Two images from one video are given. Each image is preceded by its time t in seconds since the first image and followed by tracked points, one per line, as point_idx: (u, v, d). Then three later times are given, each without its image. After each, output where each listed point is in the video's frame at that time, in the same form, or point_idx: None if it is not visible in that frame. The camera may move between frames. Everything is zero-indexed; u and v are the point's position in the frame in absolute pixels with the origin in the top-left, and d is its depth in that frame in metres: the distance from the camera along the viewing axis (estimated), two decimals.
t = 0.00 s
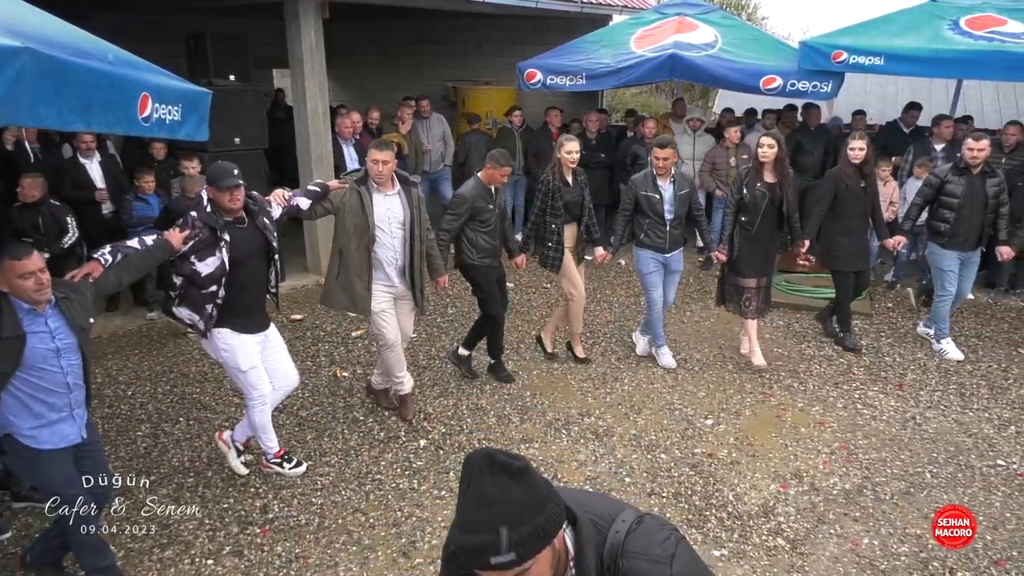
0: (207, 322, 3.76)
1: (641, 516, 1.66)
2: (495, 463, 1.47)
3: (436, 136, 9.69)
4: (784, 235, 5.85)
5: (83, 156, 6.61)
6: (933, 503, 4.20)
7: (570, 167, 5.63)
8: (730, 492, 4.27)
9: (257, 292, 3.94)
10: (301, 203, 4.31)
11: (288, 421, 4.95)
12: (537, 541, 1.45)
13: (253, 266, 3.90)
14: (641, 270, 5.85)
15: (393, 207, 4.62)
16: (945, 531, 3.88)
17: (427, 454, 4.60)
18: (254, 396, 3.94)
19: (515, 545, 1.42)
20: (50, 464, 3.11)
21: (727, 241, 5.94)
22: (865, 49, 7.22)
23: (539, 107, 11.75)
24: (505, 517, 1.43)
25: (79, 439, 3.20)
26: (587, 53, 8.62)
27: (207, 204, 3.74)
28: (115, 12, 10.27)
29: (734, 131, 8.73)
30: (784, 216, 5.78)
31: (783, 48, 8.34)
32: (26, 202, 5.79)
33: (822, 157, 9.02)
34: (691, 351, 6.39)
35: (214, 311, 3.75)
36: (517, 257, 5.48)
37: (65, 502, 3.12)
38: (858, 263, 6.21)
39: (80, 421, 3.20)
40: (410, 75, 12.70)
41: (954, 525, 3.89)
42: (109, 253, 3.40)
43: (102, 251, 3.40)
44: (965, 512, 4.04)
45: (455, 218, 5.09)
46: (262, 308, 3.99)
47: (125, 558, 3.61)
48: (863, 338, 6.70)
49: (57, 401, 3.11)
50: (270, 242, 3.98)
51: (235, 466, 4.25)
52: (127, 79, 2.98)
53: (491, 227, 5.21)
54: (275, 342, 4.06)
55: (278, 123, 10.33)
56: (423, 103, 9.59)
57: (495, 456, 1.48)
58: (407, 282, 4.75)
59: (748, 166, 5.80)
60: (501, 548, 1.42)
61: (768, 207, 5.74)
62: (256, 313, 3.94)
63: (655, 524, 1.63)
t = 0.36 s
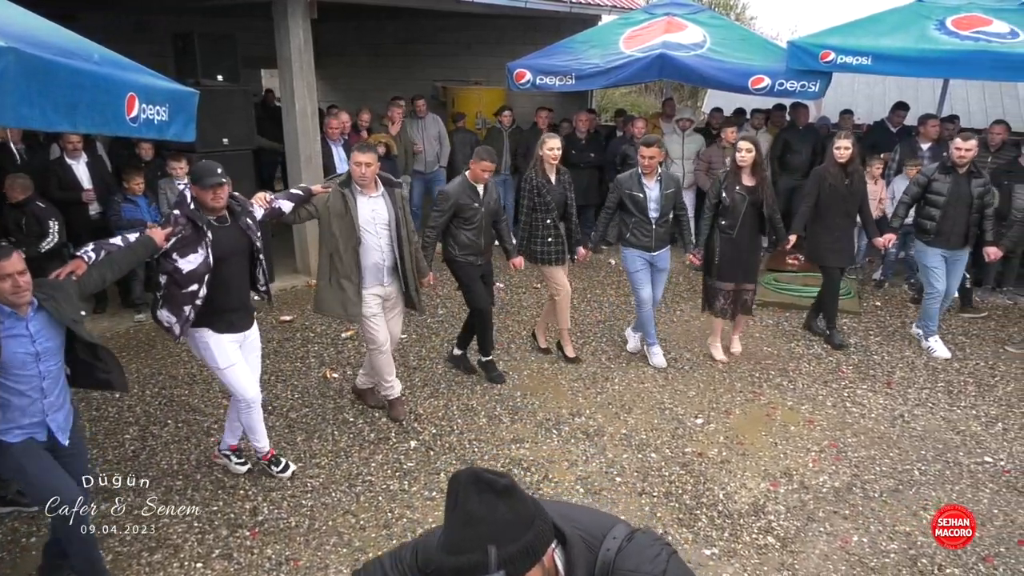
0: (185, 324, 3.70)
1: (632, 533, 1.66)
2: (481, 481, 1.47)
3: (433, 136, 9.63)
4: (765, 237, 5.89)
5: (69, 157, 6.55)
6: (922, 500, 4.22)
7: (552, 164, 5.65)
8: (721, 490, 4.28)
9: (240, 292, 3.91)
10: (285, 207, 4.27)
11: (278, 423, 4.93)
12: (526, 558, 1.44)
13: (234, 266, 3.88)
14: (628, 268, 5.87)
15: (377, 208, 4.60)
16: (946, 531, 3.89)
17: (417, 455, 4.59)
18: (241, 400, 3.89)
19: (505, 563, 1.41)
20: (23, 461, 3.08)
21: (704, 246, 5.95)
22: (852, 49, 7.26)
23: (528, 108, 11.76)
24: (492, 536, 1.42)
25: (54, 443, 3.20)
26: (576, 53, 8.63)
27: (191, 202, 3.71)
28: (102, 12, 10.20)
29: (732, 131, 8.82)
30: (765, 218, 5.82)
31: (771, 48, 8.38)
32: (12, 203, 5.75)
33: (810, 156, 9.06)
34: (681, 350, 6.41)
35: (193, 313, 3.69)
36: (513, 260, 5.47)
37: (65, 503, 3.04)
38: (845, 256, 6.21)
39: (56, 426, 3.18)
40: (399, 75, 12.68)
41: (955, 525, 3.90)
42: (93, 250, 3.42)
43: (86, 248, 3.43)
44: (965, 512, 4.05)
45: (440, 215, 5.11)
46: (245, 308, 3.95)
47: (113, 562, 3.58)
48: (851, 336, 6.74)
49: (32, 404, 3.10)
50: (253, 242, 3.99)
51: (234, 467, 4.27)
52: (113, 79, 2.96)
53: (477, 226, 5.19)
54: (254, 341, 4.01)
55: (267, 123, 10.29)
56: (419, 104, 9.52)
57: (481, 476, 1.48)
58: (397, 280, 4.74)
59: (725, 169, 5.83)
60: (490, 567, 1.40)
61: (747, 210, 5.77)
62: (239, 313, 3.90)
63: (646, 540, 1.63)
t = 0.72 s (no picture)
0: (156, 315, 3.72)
1: (613, 542, 1.67)
2: (456, 505, 1.51)
3: (434, 136, 9.64)
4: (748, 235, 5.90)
5: (56, 157, 6.50)
6: (911, 497, 4.25)
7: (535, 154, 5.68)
8: (711, 488, 4.30)
9: (214, 288, 3.89)
10: (264, 199, 4.25)
11: (268, 424, 4.92)
12: None
13: (208, 262, 3.85)
14: (603, 254, 5.88)
15: (358, 198, 4.66)
16: (946, 531, 3.88)
17: (408, 456, 4.58)
18: (211, 396, 3.85)
19: None
20: None
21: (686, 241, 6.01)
22: (840, 49, 7.30)
23: (518, 107, 11.76)
24: (470, 559, 1.45)
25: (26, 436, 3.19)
26: (565, 53, 8.64)
27: (163, 198, 3.67)
28: (89, 12, 10.13)
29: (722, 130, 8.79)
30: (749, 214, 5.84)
31: (760, 49, 8.41)
32: None
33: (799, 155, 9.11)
34: (671, 349, 6.42)
35: (164, 306, 3.70)
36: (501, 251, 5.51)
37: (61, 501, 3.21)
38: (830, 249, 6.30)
39: (29, 420, 3.18)
40: (389, 75, 12.66)
41: (955, 526, 3.90)
42: (65, 247, 3.43)
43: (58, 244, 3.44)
44: (967, 513, 4.05)
45: (420, 208, 5.14)
46: (218, 302, 3.94)
47: (101, 565, 3.55)
48: (840, 335, 6.77)
49: (7, 400, 3.08)
50: (228, 239, 3.94)
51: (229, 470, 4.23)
52: (101, 79, 2.95)
53: (458, 221, 5.18)
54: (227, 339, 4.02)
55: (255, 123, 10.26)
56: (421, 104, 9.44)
57: (456, 497, 1.52)
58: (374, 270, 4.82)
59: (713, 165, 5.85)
60: None
61: (736, 206, 5.79)
62: (211, 308, 3.90)
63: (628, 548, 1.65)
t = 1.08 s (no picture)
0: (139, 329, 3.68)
1: (606, 521, 1.55)
2: (467, 438, 1.47)
3: (438, 137, 9.63)
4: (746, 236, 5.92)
5: (52, 157, 6.50)
6: (907, 496, 4.27)
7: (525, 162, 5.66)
8: (708, 487, 4.31)
9: (199, 295, 3.89)
10: (248, 206, 4.32)
11: (266, 424, 4.93)
12: (511, 509, 1.43)
13: (191, 268, 3.87)
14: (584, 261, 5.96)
15: (343, 206, 4.65)
16: (947, 532, 3.88)
17: (406, 455, 4.59)
18: (182, 409, 3.85)
19: (488, 506, 1.41)
20: None
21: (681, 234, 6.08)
22: (836, 49, 7.32)
23: (515, 108, 11.78)
24: (476, 481, 1.42)
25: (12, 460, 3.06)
26: (562, 54, 8.65)
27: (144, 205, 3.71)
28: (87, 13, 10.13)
29: (720, 131, 8.81)
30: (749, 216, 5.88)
31: (757, 50, 8.44)
32: None
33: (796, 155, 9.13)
34: (668, 348, 6.45)
35: (147, 318, 3.68)
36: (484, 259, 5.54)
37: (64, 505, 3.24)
38: (817, 248, 6.35)
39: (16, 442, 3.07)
40: (385, 76, 12.67)
41: (955, 526, 3.90)
42: (41, 259, 3.32)
43: (34, 257, 3.32)
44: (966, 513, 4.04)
45: (412, 214, 5.14)
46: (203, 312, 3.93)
47: (100, 564, 3.57)
48: (836, 334, 6.80)
49: None
50: (213, 245, 3.97)
51: (228, 469, 4.29)
52: (99, 80, 2.95)
53: (450, 228, 5.21)
54: (214, 350, 3.99)
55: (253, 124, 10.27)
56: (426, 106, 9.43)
57: (467, 432, 1.48)
58: (365, 279, 4.80)
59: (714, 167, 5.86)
60: (473, 510, 1.41)
61: (736, 208, 5.81)
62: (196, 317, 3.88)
63: (620, 527, 1.52)
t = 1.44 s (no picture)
0: (163, 320, 3.77)
1: (624, 511, 1.58)
2: (489, 430, 1.51)
3: (459, 139, 9.67)
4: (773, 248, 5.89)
5: (82, 160, 6.65)
6: (928, 496, 4.25)
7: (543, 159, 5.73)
8: (728, 486, 4.33)
9: (223, 290, 3.96)
10: (266, 205, 4.39)
11: (291, 421, 5.01)
12: (528, 501, 1.48)
13: (216, 263, 3.94)
14: (599, 259, 6.00)
15: (356, 203, 4.71)
16: (946, 532, 3.87)
17: (427, 452, 4.65)
18: (202, 401, 3.94)
19: (506, 500, 1.46)
20: (12, 465, 3.16)
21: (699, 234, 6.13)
22: (857, 48, 7.29)
23: (534, 109, 11.82)
24: (495, 475, 1.47)
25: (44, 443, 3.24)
26: (582, 54, 8.69)
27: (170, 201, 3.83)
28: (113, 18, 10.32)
29: (740, 131, 8.78)
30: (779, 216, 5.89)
31: (777, 49, 8.41)
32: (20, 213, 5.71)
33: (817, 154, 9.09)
34: (688, 348, 6.45)
35: (172, 309, 3.77)
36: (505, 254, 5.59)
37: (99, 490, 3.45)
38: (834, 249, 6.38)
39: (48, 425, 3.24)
40: (405, 78, 12.76)
41: (954, 524, 3.87)
42: (73, 250, 3.46)
43: (66, 248, 3.46)
44: (966, 512, 4.02)
45: (435, 215, 5.21)
46: (226, 309, 3.98)
47: (131, 555, 3.67)
48: (858, 334, 6.77)
49: (24, 402, 3.16)
50: (236, 241, 4.04)
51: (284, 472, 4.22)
52: (129, 85, 3.03)
53: (474, 228, 5.26)
54: (237, 343, 4.00)
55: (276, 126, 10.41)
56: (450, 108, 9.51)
57: (489, 424, 1.52)
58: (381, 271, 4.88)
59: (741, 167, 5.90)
60: (491, 502, 1.46)
61: (767, 208, 5.83)
62: (218, 313, 3.93)
63: (637, 519, 1.55)
